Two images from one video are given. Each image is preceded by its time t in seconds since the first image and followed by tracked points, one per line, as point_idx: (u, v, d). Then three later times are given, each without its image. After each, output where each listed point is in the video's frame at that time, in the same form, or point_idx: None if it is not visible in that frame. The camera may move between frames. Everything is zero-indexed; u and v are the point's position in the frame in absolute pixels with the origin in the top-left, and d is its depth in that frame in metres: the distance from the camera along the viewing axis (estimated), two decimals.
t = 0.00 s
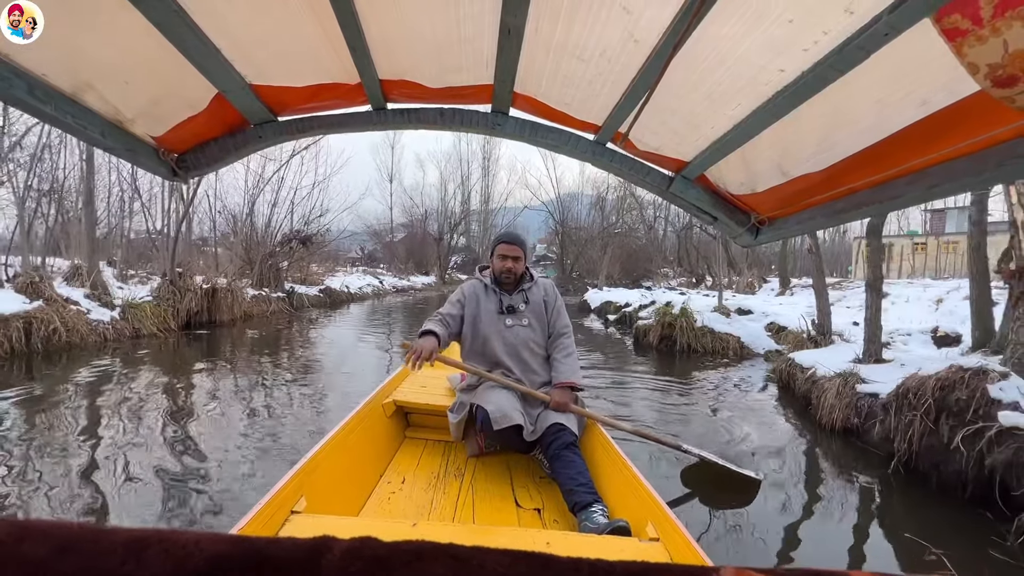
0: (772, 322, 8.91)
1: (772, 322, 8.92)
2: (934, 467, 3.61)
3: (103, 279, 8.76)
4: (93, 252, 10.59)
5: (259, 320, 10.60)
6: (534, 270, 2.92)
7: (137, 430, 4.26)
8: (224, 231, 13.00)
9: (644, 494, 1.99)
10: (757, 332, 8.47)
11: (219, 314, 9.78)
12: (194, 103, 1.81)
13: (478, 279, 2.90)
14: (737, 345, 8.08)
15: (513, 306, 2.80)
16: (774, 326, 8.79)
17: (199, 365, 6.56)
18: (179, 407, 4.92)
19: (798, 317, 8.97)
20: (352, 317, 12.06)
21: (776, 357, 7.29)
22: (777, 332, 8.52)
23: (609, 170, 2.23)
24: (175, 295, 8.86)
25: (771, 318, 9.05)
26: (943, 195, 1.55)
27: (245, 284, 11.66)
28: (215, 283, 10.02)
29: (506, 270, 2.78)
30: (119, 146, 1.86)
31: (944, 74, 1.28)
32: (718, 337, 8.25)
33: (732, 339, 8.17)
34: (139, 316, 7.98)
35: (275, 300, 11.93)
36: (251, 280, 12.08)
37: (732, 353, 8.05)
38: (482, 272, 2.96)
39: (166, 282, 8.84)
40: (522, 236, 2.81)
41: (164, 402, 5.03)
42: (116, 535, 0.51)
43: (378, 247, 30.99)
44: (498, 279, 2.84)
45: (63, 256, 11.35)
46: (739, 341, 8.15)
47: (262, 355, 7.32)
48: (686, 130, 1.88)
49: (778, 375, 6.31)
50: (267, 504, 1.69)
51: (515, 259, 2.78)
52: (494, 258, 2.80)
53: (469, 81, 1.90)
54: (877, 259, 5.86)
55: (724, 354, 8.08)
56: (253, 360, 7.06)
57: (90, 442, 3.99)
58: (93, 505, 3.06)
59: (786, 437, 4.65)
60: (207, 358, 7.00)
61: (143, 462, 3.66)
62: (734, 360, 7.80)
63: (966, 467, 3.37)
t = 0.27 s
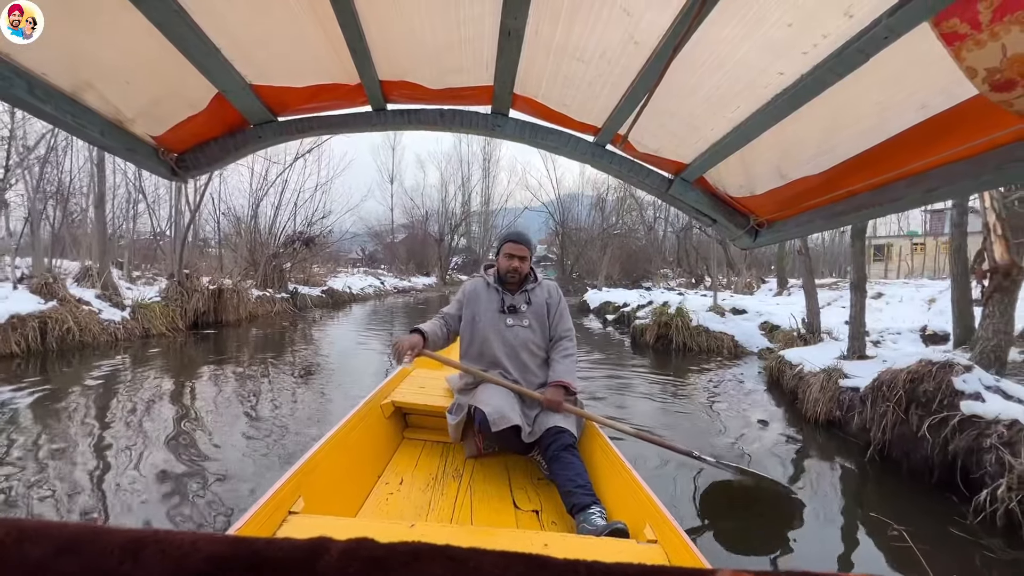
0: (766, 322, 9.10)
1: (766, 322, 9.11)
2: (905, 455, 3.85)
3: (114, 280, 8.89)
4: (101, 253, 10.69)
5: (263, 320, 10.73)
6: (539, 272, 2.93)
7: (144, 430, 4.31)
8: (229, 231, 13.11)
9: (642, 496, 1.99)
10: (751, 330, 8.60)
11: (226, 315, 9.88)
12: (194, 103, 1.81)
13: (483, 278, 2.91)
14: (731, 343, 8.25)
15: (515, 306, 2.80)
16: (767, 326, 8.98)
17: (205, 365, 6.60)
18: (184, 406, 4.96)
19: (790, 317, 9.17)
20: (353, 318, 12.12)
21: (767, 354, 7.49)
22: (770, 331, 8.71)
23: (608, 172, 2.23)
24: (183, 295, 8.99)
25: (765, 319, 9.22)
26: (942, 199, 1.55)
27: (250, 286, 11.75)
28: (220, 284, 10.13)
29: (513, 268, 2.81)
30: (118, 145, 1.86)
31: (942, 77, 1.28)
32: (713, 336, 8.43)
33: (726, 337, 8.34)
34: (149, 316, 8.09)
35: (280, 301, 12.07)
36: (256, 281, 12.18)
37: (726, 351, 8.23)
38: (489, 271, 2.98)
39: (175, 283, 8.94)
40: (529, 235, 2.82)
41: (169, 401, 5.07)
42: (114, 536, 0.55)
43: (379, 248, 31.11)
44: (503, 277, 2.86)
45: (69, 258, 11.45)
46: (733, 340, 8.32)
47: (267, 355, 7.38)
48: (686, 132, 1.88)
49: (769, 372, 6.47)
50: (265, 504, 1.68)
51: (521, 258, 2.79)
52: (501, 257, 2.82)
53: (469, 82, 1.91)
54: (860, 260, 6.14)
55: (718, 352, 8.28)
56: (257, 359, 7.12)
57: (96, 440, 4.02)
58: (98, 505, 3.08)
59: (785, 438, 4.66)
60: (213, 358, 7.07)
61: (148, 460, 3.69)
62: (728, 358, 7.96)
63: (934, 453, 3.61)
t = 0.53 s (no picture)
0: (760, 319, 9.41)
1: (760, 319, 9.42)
2: (879, 443, 4.11)
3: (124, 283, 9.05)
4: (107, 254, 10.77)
5: (269, 320, 10.83)
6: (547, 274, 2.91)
7: (150, 429, 4.34)
8: (233, 232, 13.21)
9: (640, 497, 1.99)
10: (746, 329, 8.93)
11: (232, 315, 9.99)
12: (194, 102, 1.81)
13: (493, 275, 2.95)
14: (726, 341, 8.58)
15: (518, 306, 2.82)
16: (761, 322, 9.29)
17: (211, 365, 6.66)
18: (191, 404, 5.01)
19: (782, 313, 9.48)
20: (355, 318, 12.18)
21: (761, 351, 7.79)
22: (764, 328, 9.03)
23: (608, 172, 2.23)
24: (191, 296, 9.09)
25: (759, 317, 9.42)
26: (940, 202, 1.55)
27: (255, 287, 11.85)
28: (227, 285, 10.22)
29: (521, 267, 2.77)
30: (118, 143, 1.86)
31: (941, 81, 1.28)
32: (708, 333, 8.75)
33: (721, 336, 8.67)
34: (159, 316, 8.14)
35: (284, 301, 12.17)
36: (260, 282, 12.27)
37: (721, 349, 8.56)
38: (498, 269, 3.00)
39: (182, 284, 9.06)
40: (538, 235, 2.80)
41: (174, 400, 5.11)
42: (107, 533, 0.56)
43: (380, 249, 31.26)
44: (510, 276, 2.87)
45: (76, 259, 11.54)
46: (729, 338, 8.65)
47: (271, 355, 7.44)
48: (685, 134, 1.88)
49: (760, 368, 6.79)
50: (263, 504, 1.68)
51: (531, 258, 2.77)
52: (511, 256, 2.79)
53: (469, 82, 1.91)
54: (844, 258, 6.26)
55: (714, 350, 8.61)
56: (261, 359, 7.16)
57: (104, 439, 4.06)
58: (104, 504, 3.10)
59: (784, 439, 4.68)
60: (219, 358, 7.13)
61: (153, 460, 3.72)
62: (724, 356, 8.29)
63: (904, 440, 3.87)
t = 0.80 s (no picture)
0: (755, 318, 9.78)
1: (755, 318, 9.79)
2: (857, 430, 4.50)
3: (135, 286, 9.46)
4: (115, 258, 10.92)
5: (275, 321, 11.08)
6: (551, 276, 2.95)
7: (154, 436, 4.38)
8: (237, 234, 13.38)
9: (639, 498, 1.98)
10: (741, 327, 9.30)
11: (239, 316, 10.22)
12: (193, 100, 1.81)
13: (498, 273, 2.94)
14: (722, 339, 8.93)
15: (523, 306, 2.83)
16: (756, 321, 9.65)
17: (217, 367, 6.76)
18: (196, 409, 5.07)
19: (775, 312, 9.84)
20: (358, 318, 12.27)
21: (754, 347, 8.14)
22: (758, 327, 9.39)
23: (608, 173, 2.22)
24: (199, 298, 9.26)
25: (753, 315, 9.85)
26: (941, 203, 1.55)
27: (260, 289, 11.99)
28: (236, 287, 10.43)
29: (526, 266, 2.79)
30: (117, 141, 1.85)
31: (941, 81, 1.28)
32: (705, 332, 9.12)
33: (717, 334, 9.03)
34: (169, 316, 8.32)
35: (289, 303, 12.32)
36: (266, 284, 12.44)
37: (717, 347, 8.92)
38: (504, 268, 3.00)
39: (192, 286, 9.29)
40: (544, 235, 2.78)
41: (180, 405, 5.17)
42: (96, 532, 0.55)
43: (382, 252, 31.49)
44: (515, 275, 2.86)
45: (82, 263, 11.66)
46: (725, 337, 9.01)
47: (275, 357, 7.53)
48: (685, 134, 1.88)
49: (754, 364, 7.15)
50: (260, 503, 1.67)
51: (536, 258, 2.77)
52: (516, 255, 2.79)
53: (469, 82, 1.91)
54: (830, 258, 6.72)
55: (710, 347, 9.01)
56: (265, 361, 7.25)
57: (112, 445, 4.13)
58: (108, 509, 3.13)
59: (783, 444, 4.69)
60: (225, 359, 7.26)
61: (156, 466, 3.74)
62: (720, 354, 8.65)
63: (878, 428, 4.26)
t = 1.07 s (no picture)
0: (751, 317, 10.04)
1: (750, 317, 10.04)
2: (839, 421, 4.81)
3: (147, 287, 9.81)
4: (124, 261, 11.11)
5: (281, 321, 11.38)
6: (554, 278, 2.91)
7: (161, 436, 4.44)
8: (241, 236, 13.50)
9: (638, 499, 1.98)
10: (737, 324, 9.57)
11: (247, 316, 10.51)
12: (192, 98, 1.80)
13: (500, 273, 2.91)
14: (718, 337, 9.18)
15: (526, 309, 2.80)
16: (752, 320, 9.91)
17: (223, 368, 6.85)
18: (204, 410, 5.14)
19: (770, 311, 10.11)
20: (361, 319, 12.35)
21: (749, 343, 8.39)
22: (753, 325, 9.65)
23: (607, 172, 2.22)
24: (206, 299, 9.62)
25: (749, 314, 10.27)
26: (941, 203, 1.54)
27: (266, 291, 12.13)
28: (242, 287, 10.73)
29: (529, 269, 2.76)
30: (117, 139, 1.85)
31: (942, 81, 1.27)
32: (701, 329, 9.36)
33: (713, 332, 9.28)
34: (179, 318, 8.69)
35: (294, 304, 12.49)
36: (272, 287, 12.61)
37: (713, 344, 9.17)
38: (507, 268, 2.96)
39: (200, 287, 9.67)
40: (547, 236, 2.74)
41: (187, 406, 5.24)
42: (85, 532, 0.55)
43: (385, 253, 31.66)
44: (520, 276, 2.83)
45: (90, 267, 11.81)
46: (721, 334, 9.26)
47: (281, 358, 7.62)
48: (685, 134, 1.88)
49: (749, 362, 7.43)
50: (258, 502, 1.67)
51: (539, 259, 2.75)
52: (518, 256, 2.77)
53: (468, 81, 1.90)
54: (820, 258, 7.08)
55: (707, 345, 9.20)
56: (271, 363, 7.33)
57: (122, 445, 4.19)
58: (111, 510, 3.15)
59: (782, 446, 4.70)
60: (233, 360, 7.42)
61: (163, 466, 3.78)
62: (715, 350, 8.90)
63: (857, 417, 4.57)
